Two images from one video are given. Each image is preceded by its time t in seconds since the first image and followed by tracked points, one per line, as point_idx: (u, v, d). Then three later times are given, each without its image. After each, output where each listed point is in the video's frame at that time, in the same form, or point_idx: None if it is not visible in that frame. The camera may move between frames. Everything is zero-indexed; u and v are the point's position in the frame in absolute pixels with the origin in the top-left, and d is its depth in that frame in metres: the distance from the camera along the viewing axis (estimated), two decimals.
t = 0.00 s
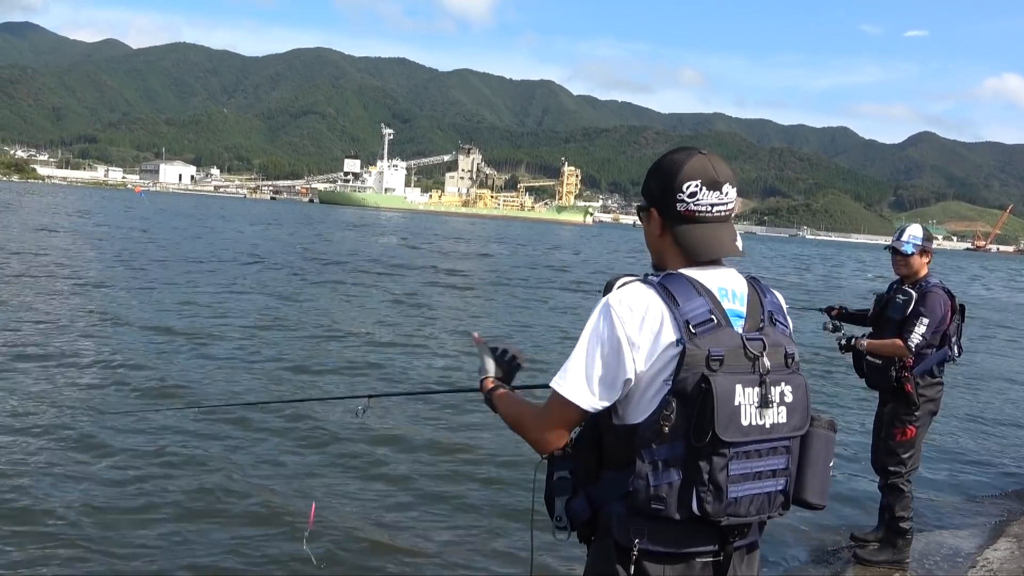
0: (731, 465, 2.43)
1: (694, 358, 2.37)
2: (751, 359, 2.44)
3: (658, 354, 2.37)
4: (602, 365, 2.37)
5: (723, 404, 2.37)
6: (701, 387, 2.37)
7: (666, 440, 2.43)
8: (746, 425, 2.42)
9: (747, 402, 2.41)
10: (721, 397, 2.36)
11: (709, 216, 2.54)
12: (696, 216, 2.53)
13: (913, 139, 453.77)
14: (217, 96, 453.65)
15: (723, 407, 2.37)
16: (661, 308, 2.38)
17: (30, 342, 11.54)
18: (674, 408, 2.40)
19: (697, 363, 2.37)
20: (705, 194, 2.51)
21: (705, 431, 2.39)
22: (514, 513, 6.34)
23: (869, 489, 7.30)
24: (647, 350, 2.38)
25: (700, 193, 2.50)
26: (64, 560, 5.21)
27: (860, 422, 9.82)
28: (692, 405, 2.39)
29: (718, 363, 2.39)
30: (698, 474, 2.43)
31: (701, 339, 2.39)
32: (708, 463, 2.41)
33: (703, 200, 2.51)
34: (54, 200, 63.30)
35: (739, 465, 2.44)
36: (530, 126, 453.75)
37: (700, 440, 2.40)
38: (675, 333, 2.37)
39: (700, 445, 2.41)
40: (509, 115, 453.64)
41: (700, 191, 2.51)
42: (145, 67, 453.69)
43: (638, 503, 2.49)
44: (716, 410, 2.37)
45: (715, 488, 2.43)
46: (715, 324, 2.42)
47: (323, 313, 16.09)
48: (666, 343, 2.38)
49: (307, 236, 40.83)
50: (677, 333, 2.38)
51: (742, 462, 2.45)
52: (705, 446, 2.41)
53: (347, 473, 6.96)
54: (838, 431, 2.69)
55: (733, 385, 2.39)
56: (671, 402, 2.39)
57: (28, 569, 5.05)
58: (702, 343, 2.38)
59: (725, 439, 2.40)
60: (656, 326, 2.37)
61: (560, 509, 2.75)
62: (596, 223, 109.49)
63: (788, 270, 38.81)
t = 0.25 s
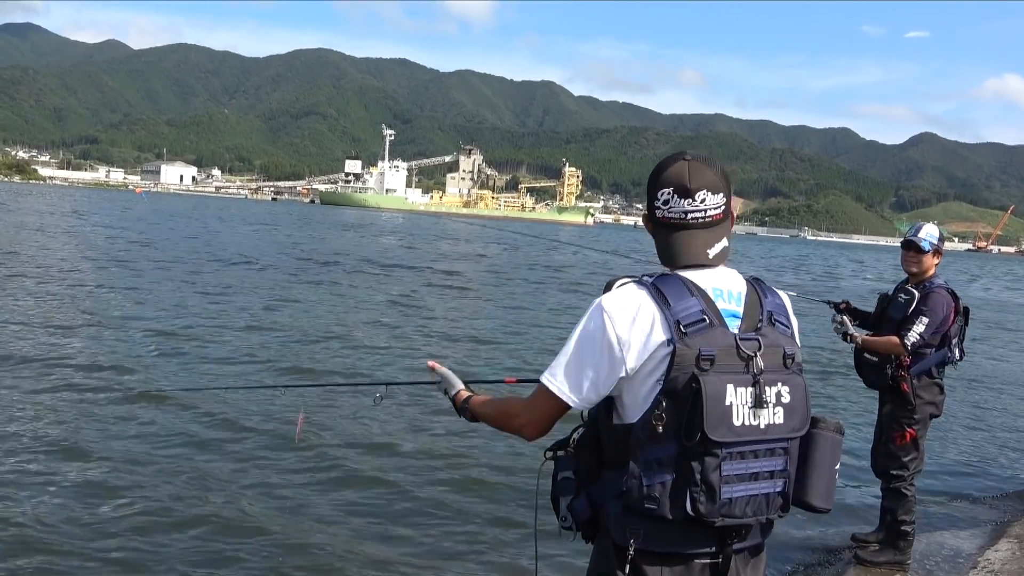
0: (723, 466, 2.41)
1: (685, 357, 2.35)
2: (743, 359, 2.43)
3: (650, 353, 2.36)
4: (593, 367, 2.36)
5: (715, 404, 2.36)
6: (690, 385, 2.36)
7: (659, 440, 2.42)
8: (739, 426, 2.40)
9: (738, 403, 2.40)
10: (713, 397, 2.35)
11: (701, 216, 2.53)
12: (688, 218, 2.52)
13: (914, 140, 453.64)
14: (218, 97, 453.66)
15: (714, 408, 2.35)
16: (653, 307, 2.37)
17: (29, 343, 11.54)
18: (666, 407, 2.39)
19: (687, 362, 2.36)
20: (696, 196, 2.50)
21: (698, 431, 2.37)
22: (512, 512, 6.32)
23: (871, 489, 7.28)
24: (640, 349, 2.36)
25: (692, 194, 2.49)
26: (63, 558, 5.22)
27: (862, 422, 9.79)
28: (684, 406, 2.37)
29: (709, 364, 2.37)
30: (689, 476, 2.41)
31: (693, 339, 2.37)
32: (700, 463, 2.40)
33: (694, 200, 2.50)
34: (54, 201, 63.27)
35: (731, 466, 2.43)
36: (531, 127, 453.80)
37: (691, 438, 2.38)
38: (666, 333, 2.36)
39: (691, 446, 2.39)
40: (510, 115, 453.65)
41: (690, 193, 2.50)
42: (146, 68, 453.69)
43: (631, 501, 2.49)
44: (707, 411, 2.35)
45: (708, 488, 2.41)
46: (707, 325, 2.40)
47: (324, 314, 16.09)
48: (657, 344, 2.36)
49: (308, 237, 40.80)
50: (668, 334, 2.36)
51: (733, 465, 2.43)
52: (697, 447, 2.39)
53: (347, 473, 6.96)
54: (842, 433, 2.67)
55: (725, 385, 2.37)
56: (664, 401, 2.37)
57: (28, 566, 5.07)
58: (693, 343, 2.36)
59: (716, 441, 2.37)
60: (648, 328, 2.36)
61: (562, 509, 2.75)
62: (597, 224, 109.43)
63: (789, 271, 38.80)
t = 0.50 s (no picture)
0: (718, 465, 2.42)
1: (678, 356, 2.36)
2: (739, 358, 2.43)
3: (644, 352, 2.38)
4: (590, 365, 2.38)
5: (706, 403, 2.37)
6: (685, 384, 2.37)
7: (654, 439, 2.43)
8: (733, 423, 2.40)
9: (731, 401, 2.41)
10: (704, 395, 2.37)
11: (701, 219, 2.53)
12: (682, 221, 2.54)
13: (915, 140, 453.45)
14: (219, 98, 453.59)
15: (706, 406, 2.36)
16: (647, 306, 2.39)
17: (29, 343, 11.55)
18: (658, 406, 2.41)
19: (680, 361, 2.37)
20: (693, 198, 2.51)
21: (691, 428, 2.38)
22: (512, 509, 6.32)
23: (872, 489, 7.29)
24: (634, 348, 2.38)
25: (688, 197, 2.52)
26: (63, 554, 5.22)
27: (864, 422, 9.80)
28: (677, 404, 2.39)
29: (702, 362, 2.38)
30: (684, 473, 2.42)
31: (688, 337, 2.37)
32: (693, 462, 2.41)
33: (690, 202, 2.52)
34: (54, 202, 63.20)
35: (727, 466, 2.44)
36: (532, 127, 453.82)
37: (685, 436, 2.40)
38: (658, 332, 2.38)
39: (686, 443, 2.40)
40: (511, 116, 453.60)
41: (686, 197, 2.52)
42: (146, 69, 453.58)
43: (628, 500, 2.51)
44: (701, 409, 2.36)
45: (703, 486, 2.41)
46: (702, 324, 2.41)
47: (326, 314, 16.11)
48: (651, 342, 2.38)
49: (310, 238, 40.81)
50: (662, 333, 2.37)
51: (729, 464, 2.44)
52: (690, 444, 2.40)
53: (349, 469, 6.97)
54: (844, 434, 2.68)
55: (717, 383, 2.38)
56: (656, 399, 2.40)
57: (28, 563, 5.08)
58: (686, 341, 2.37)
59: (711, 437, 2.38)
60: (645, 328, 2.37)
61: (564, 506, 2.76)
62: (598, 224, 109.42)
63: (789, 271, 38.83)
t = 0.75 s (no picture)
0: (723, 464, 2.43)
1: (685, 355, 2.37)
2: (744, 357, 2.44)
3: (650, 351, 2.39)
4: (595, 365, 2.39)
5: (712, 402, 2.38)
6: (690, 384, 2.38)
7: (659, 438, 2.45)
8: (738, 423, 2.42)
9: (736, 401, 2.43)
10: (711, 395, 2.37)
11: (705, 218, 2.53)
12: (688, 219, 2.54)
13: (915, 139, 453.33)
14: (219, 99, 453.64)
15: (712, 404, 2.37)
16: (652, 306, 2.40)
17: (31, 346, 11.55)
18: (666, 405, 2.41)
19: (686, 361, 2.38)
20: (696, 198, 2.51)
21: (697, 428, 2.39)
22: (514, 512, 6.33)
23: (874, 487, 7.29)
24: (641, 347, 2.39)
25: (692, 196, 2.52)
26: (66, 557, 5.24)
27: (865, 420, 9.81)
28: (682, 403, 2.40)
29: (707, 362, 2.39)
30: (691, 472, 2.43)
31: (694, 337, 2.38)
32: (701, 461, 2.42)
33: (694, 203, 2.53)
34: (56, 204, 63.25)
35: (733, 463, 2.45)
36: (532, 128, 453.84)
37: (693, 436, 2.40)
38: (665, 331, 2.38)
39: (692, 443, 2.41)
40: (511, 117, 453.61)
41: (690, 197, 2.52)
42: (147, 71, 453.62)
43: (634, 499, 2.52)
44: (707, 408, 2.37)
45: (708, 485, 2.43)
46: (707, 324, 2.42)
47: (327, 315, 16.12)
48: (658, 342, 2.38)
49: (311, 239, 40.81)
50: (668, 332, 2.38)
51: (734, 463, 2.45)
52: (697, 444, 2.41)
53: (352, 471, 6.98)
54: (847, 432, 2.69)
55: (723, 382, 2.39)
56: (662, 398, 2.40)
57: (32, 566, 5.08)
58: (693, 342, 2.38)
59: (717, 437, 2.40)
60: (652, 327, 2.38)
61: (569, 505, 2.77)
62: (598, 224, 109.42)
63: (790, 270, 38.83)
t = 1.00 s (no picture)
0: (730, 466, 2.45)
1: (691, 358, 2.39)
2: (749, 359, 2.46)
3: (656, 353, 2.40)
4: (601, 367, 2.40)
5: (719, 404, 2.39)
6: (698, 386, 2.40)
7: (666, 439, 2.46)
8: (745, 425, 2.44)
9: (744, 402, 2.44)
10: (717, 397, 2.39)
11: (708, 219, 2.55)
12: (692, 221, 2.55)
13: (916, 139, 453.25)
14: (220, 100, 453.63)
15: (719, 407, 2.39)
16: (660, 309, 2.41)
17: (34, 348, 11.55)
18: (673, 408, 2.42)
19: (695, 362, 2.39)
20: (699, 199, 2.53)
21: (704, 431, 2.41)
22: (517, 513, 6.34)
23: (876, 487, 7.28)
24: (648, 349, 2.40)
25: (697, 198, 2.53)
26: (71, 556, 5.23)
27: (865, 419, 9.81)
28: (690, 405, 2.41)
29: (715, 364, 2.40)
30: (697, 473, 2.45)
31: (701, 339, 2.40)
32: (706, 463, 2.44)
33: (698, 205, 2.54)
34: (56, 206, 63.25)
35: (739, 466, 2.46)
36: (533, 128, 453.88)
37: (700, 438, 2.42)
38: (672, 335, 2.40)
39: (699, 445, 2.43)
40: (512, 117, 453.67)
41: (694, 198, 2.54)
42: (148, 72, 453.61)
43: (640, 500, 2.53)
44: (715, 410, 2.39)
45: (714, 486, 2.45)
46: (714, 326, 2.43)
47: (328, 316, 16.14)
48: (664, 345, 2.40)
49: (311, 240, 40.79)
50: (674, 335, 2.40)
51: (740, 465, 2.47)
52: (704, 446, 2.43)
53: (354, 472, 6.99)
54: (849, 432, 2.71)
55: (730, 385, 2.41)
56: (669, 401, 2.42)
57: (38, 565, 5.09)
58: (700, 345, 2.39)
59: (725, 439, 2.41)
60: (657, 328, 2.40)
61: (573, 508, 2.79)
62: (599, 225, 109.47)
63: (791, 271, 38.86)
